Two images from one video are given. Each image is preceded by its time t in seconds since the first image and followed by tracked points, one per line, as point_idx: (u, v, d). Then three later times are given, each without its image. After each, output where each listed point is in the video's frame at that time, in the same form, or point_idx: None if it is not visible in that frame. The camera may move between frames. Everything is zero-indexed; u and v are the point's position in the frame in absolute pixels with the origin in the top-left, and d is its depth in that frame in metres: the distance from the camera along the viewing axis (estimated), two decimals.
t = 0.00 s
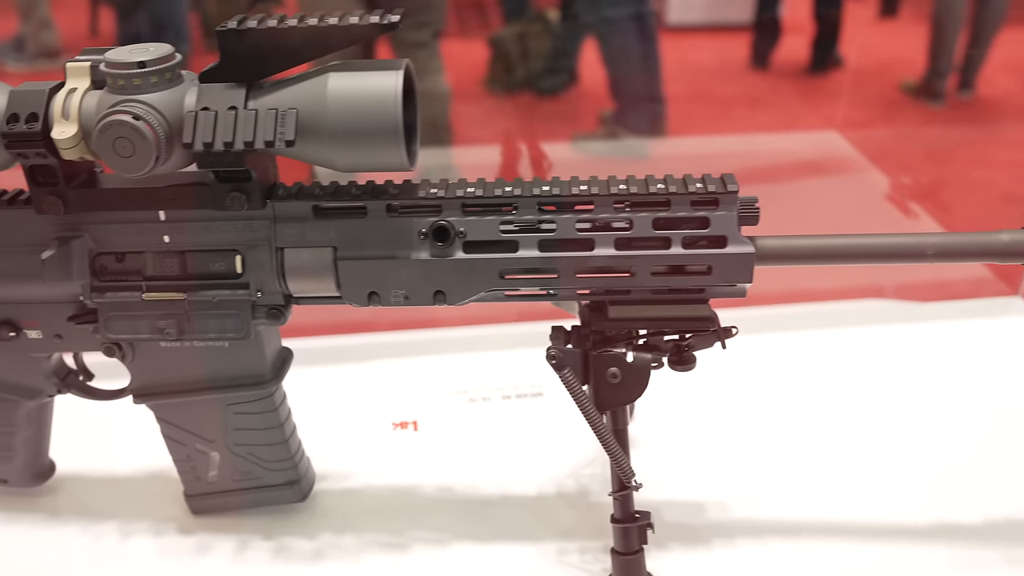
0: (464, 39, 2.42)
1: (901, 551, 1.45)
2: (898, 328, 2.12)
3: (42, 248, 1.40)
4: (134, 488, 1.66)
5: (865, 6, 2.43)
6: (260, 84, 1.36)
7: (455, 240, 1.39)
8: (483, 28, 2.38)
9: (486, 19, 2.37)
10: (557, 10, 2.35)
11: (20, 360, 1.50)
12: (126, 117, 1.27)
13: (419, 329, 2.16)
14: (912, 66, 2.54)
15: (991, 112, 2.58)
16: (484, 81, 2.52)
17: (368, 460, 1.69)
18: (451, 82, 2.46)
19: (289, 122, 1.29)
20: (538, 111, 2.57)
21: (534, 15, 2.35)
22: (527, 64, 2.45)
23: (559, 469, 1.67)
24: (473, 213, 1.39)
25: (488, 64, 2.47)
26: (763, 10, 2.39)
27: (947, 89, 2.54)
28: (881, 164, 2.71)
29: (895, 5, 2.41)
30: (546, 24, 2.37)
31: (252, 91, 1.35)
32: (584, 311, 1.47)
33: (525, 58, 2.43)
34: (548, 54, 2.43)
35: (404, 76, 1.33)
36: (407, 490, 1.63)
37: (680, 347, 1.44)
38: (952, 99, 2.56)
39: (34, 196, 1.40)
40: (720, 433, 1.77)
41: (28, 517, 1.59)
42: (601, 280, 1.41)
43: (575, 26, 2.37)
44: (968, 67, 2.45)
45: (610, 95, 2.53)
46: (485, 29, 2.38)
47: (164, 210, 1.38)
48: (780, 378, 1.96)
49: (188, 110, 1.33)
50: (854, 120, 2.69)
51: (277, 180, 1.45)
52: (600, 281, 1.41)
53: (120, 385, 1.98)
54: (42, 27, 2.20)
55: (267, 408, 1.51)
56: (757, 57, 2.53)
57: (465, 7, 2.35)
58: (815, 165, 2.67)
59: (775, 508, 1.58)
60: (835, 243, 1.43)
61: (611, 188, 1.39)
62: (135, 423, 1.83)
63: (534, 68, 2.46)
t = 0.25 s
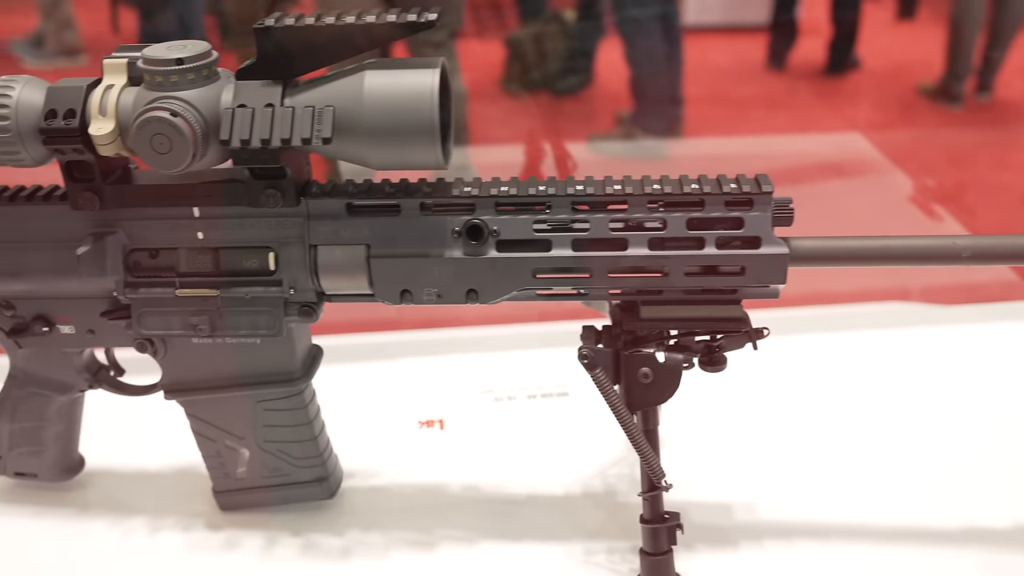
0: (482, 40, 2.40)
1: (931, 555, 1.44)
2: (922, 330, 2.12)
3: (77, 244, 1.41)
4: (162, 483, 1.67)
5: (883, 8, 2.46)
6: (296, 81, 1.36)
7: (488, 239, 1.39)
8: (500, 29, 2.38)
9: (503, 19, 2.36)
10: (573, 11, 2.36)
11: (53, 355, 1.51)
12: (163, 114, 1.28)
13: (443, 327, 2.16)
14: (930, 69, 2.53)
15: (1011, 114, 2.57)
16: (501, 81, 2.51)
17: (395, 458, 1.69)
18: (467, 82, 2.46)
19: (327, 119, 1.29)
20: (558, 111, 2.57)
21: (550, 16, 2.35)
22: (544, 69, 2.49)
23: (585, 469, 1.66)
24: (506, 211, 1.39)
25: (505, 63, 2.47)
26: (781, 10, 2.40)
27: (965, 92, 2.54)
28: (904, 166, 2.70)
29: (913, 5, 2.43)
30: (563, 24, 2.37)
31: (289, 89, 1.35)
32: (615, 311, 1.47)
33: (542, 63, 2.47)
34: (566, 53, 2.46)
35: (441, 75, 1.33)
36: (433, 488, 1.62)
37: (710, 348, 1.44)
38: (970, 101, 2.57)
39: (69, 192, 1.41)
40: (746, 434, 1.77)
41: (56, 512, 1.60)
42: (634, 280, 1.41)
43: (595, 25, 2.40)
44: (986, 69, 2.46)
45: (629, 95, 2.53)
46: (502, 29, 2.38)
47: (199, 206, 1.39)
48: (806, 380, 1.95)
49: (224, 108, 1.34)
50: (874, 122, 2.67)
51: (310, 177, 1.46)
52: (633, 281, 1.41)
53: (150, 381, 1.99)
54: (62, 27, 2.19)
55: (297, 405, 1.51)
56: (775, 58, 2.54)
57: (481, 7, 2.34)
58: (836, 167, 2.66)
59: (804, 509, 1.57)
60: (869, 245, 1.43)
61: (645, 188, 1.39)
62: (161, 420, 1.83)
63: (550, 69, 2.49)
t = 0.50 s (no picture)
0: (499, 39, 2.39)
1: (953, 559, 1.44)
2: (942, 335, 2.12)
3: (108, 241, 1.42)
4: (186, 479, 1.68)
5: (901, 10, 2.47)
6: (327, 82, 1.37)
7: (515, 240, 1.40)
8: (516, 28, 2.36)
9: (519, 19, 2.34)
10: (590, 11, 2.39)
11: (82, 351, 1.53)
12: (196, 113, 1.29)
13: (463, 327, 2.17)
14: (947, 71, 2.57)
15: None
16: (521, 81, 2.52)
17: (417, 456, 1.70)
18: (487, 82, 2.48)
19: (357, 120, 1.30)
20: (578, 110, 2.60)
21: (566, 15, 2.37)
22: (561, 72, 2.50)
23: (606, 469, 1.66)
24: (534, 212, 1.40)
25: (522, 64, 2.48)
26: (798, 10, 2.42)
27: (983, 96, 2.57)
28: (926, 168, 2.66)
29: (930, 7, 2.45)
30: (580, 24, 2.40)
31: (319, 90, 1.36)
32: (640, 312, 1.48)
33: (559, 66, 2.49)
34: (583, 55, 2.48)
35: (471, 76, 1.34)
36: (455, 487, 1.63)
37: (734, 350, 1.44)
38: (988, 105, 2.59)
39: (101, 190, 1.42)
40: (767, 437, 1.77)
41: (82, 506, 1.62)
42: (659, 281, 1.42)
43: (612, 27, 2.43)
44: (1005, 72, 2.49)
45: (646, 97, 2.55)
46: (518, 28, 2.36)
47: (228, 205, 1.40)
48: (827, 384, 1.95)
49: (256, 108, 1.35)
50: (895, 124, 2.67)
51: (339, 177, 1.47)
52: (658, 283, 1.42)
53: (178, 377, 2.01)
54: (83, 26, 2.19)
55: (322, 403, 1.51)
56: (791, 59, 2.57)
57: (497, 8, 2.31)
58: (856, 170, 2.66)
59: (825, 512, 1.57)
60: (895, 248, 1.43)
61: (672, 190, 1.40)
62: (185, 416, 1.85)
63: (567, 70, 2.51)
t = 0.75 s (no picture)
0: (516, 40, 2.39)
1: (977, 567, 1.44)
2: (963, 341, 2.11)
3: (138, 241, 1.43)
4: (210, 477, 1.69)
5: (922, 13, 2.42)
6: (356, 84, 1.38)
7: (542, 243, 1.40)
8: (534, 29, 2.33)
9: (536, 20, 2.31)
10: (607, 13, 2.33)
11: (109, 349, 1.54)
12: (227, 115, 1.30)
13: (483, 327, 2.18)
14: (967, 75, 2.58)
15: None
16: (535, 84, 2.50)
17: (439, 457, 1.71)
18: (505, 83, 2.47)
19: (387, 122, 1.31)
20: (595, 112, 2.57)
21: (583, 16, 2.32)
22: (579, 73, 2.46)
23: (628, 472, 1.66)
24: (560, 216, 1.40)
25: (538, 66, 2.45)
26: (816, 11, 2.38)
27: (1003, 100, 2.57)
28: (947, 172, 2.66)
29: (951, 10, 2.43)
30: (596, 25, 2.34)
31: (349, 92, 1.37)
32: (665, 316, 1.48)
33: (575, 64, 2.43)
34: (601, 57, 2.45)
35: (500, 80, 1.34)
36: (477, 488, 1.64)
37: (759, 355, 1.43)
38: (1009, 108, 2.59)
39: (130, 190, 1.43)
40: (788, 441, 1.77)
41: (107, 503, 1.63)
42: (685, 285, 1.42)
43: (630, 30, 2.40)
44: None
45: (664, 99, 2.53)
46: (535, 30, 2.33)
47: (257, 206, 1.41)
48: (848, 389, 1.95)
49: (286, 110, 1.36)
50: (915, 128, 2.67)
51: (368, 179, 1.48)
52: (684, 287, 1.42)
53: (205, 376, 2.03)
54: (103, 25, 2.20)
55: (347, 404, 1.52)
56: (810, 60, 2.53)
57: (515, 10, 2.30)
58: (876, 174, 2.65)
59: (847, 517, 1.57)
60: (922, 254, 1.43)
61: (699, 194, 1.40)
62: (209, 413, 1.86)
63: (584, 71, 2.46)
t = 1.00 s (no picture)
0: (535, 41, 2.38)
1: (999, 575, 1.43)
2: (984, 347, 2.10)
3: (166, 240, 1.45)
4: (232, 475, 1.70)
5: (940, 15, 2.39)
6: (384, 86, 1.39)
7: (567, 245, 1.41)
8: (551, 30, 2.32)
9: (554, 21, 2.31)
10: (625, 13, 2.32)
11: (136, 346, 1.55)
12: (256, 116, 1.31)
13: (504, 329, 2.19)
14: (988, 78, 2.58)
15: None
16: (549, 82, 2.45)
17: (459, 458, 1.71)
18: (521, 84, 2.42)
19: (415, 124, 1.32)
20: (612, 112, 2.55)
21: (601, 17, 2.31)
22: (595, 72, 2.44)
23: (648, 474, 1.67)
24: (585, 218, 1.41)
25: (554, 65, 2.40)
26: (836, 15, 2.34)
27: None
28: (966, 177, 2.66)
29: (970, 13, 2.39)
30: (613, 25, 2.34)
31: (376, 94, 1.38)
32: (688, 320, 1.48)
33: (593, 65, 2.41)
34: (617, 58, 2.42)
35: (527, 83, 1.35)
36: (498, 489, 1.64)
37: (782, 359, 1.44)
38: None
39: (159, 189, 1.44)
40: (808, 445, 1.77)
41: (131, 499, 1.65)
42: (709, 289, 1.42)
43: (648, 30, 2.37)
44: None
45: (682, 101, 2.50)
46: (552, 31, 2.32)
47: (284, 206, 1.42)
48: (868, 394, 1.94)
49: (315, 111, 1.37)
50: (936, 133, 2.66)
51: (394, 181, 1.49)
52: (708, 291, 1.42)
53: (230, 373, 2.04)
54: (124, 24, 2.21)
55: (370, 403, 1.53)
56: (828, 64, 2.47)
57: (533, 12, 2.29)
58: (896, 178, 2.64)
59: (868, 523, 1.56)
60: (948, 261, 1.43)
61: (724, 198, 1.40)
62: (232, 411, 1.87)
63: (601, 71, 2.44)
